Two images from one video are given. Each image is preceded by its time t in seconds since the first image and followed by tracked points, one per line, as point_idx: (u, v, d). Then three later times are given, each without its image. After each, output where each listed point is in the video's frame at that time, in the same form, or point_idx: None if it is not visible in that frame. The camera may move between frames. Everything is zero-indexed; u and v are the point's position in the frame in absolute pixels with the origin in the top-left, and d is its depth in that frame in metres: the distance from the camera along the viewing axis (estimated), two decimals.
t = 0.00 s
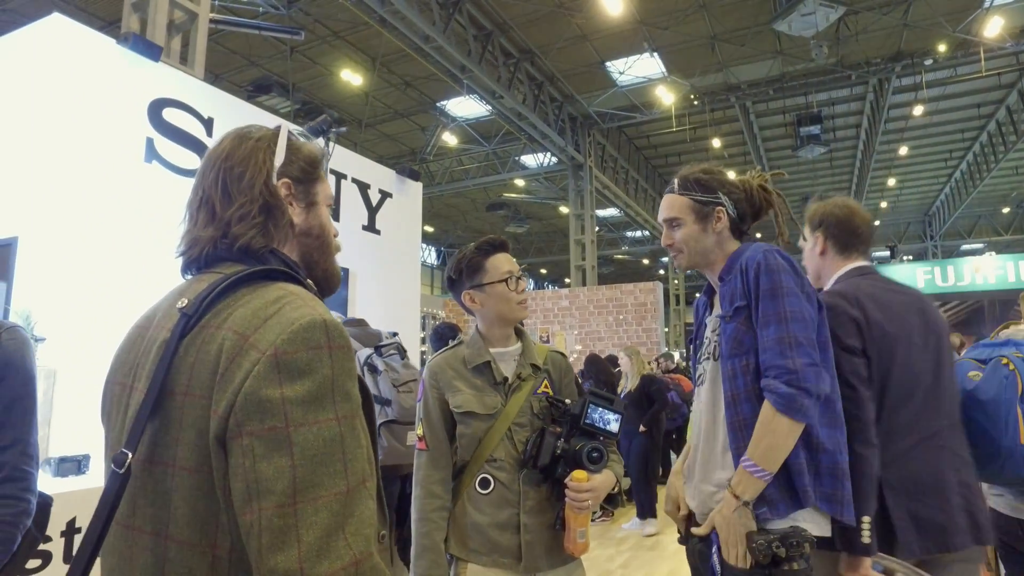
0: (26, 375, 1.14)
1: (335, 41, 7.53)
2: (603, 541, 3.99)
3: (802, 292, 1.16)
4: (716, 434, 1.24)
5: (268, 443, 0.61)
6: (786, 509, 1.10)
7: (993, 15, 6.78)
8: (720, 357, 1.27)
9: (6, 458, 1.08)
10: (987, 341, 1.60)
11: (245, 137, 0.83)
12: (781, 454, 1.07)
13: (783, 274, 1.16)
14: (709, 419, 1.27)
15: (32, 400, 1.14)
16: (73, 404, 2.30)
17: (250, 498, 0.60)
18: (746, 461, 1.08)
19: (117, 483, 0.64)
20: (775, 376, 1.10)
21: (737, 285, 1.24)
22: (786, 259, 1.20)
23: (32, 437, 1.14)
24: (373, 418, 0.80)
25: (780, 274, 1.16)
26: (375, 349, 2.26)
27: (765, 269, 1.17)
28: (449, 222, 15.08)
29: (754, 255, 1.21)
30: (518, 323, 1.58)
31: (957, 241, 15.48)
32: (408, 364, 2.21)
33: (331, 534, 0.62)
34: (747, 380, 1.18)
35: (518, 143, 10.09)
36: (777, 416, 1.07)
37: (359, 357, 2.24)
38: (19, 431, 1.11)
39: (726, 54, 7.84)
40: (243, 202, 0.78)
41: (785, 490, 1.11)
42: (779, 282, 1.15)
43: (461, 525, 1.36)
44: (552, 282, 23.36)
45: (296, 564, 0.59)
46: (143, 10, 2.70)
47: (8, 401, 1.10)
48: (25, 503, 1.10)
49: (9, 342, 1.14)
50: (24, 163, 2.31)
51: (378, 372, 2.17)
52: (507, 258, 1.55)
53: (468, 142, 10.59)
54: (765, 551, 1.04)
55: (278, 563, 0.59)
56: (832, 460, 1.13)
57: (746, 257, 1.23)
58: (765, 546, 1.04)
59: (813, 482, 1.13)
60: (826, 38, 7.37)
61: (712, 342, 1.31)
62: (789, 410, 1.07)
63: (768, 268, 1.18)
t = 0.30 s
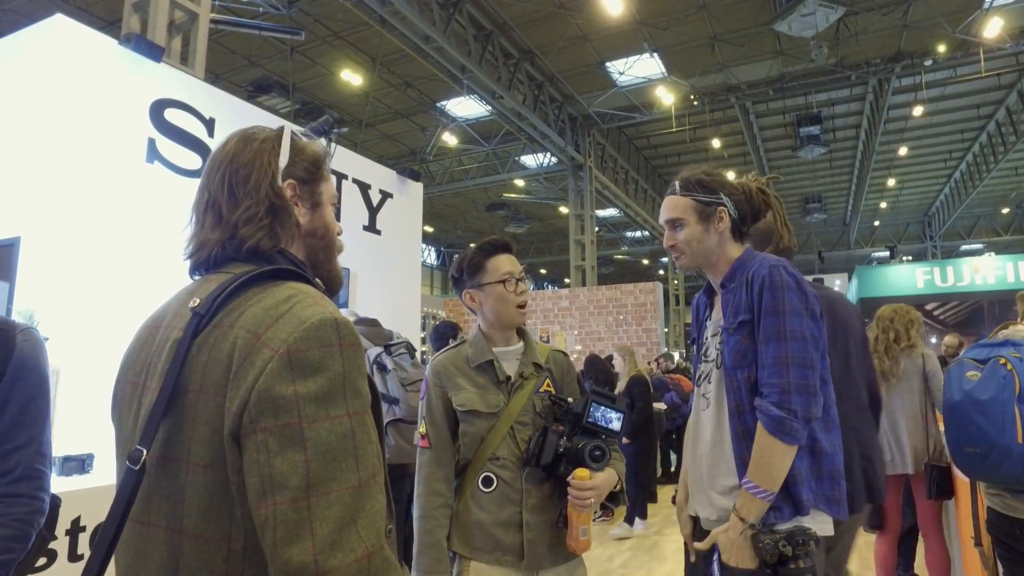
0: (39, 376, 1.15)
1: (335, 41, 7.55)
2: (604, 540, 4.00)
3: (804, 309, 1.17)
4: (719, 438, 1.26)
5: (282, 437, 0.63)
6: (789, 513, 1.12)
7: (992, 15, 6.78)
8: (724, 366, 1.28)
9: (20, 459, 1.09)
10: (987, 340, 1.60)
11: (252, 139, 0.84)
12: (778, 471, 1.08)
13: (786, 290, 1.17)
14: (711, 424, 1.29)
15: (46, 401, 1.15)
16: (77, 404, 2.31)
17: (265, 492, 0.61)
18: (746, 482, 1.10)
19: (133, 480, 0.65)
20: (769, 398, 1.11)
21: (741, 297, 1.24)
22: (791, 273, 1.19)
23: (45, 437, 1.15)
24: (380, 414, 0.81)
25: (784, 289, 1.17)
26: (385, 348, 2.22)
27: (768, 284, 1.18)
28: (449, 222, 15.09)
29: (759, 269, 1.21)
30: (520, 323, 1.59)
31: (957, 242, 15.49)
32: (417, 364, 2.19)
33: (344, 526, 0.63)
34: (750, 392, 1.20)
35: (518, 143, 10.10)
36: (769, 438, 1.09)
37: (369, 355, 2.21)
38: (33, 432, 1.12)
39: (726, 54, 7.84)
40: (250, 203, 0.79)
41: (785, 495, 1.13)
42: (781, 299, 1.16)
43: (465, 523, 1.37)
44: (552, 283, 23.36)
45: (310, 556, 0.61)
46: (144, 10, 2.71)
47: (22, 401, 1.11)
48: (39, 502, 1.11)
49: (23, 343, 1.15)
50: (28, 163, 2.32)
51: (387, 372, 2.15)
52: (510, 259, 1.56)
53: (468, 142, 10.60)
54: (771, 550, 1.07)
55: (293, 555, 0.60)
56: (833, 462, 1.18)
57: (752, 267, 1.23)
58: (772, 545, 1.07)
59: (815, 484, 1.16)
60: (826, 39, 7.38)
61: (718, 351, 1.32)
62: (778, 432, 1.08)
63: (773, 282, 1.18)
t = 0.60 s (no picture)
0: (29, 380, 1.15)
1: (334, 41, 7.55)
2: (600, 542, 4.00)
3: (801, 317, 1.17)
4: (712, 443, 1.26)
5: (264, 444, 0.62)
6: (783, 519, 1.13)
7: (991, 16, 6.79)
8: (718, 371, 1.27)
9: (9, 463, 1.09)
10: (981, 342, 1.60)
11: (244, 146, 0.84)
12: (776, 478, 1.08)
13: (784, 298, 1.17)
14: (704, 428, 1.29)
15: (33, 407, 1.15)
16: (74, 405, 2.30)
17: (245, 498, 0.61)
18: (742, 487, 1.10)
19: (115, 485, 0.64)
20: (768, 405, 1.10)
21: (738, 303, 1.24)
22: (788, 281, 1.19)
23: (35, 442, 1.15)
24: (366, 420, 0.81)
25: (782, 297, 1.17)
26: (388, 351, 2.19)
27: (767, 292, 1.17)
28: (448, 223, 15.08)
29: (757, 275, 1.21)
30: (514, 326, 1.59)
31: (956, 242, 15.50)
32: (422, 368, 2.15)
33: (325, 533, 0.63)
34: (743, 398, 1.19)
35: (517, 143, 10.10)
36: (771, 446, 1.08)
37: (373, 359, 2.18)
38: (19, 438, 1.12)
39: (725, 54, 7.85)
40: (240, 212, 0.79)
41: (779, 500, 1.13)
42: (781, 306, 1.16)
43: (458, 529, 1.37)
44: (552, 283, 23.35)
45: (291, 562, 0.60)
46: (142, 10, 2.71)
47: (12, 406, 1.11)
48: (28, 508, 1.10)
49: (13, 348, 1.15)
50: (25, 164, 2.33)
51: (390, 375, 2.10)
52: (506, 261, 1.56)
53: (467, 142, 10.60)
54: (763, 556, 1.07)
55: (272, 561, 0.60)
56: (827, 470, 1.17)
57: (749, 274, 1.23)
58: (764, 551, 1.08)
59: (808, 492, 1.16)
60: (826, 39, 7.38)
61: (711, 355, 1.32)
62: (780, 440, 1.08)
63: (771, 290, 1.18)
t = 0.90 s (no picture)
0: (22, 378, 1.15)
1: (334, 41, 7.55)
2: (598, 541, 4.00)
3: (800, 318, 1.17)
4: (706, 440, 1.26)
5: (256, 436, 0.62)
6: (774, 516, 1.13)
7: (991, 16, 6.78)
8: (713, 370, 1.27)
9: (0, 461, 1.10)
10: (980, 340, 1.60)
11: (240, 145, 0.84)
12: (774, 477, 1.08)
13: (784, 298, 1.17)
14: (698, 426, 1.29)
15: (25, 405, 1.14)
16: (71, 404, 2.30)
17: (239, 490, 0.61)
18: (737, 484, 1.10)
19: (108, 480, 0.64)
20: (771, 406, 1.10)
21: (737, 301, 1.24)
22: (788, 281, 1.20)
23: (27, 440, 1.15)
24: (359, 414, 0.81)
25: (781, 297, 1.17)
26: (388, 353, 2.16)
27: (767, 293, 1.17)
28: (448, 222, 15.08)
29: (757, 275, 1.21)
30: (509, 325, 1.59)
31: (955, 242, 15.50)
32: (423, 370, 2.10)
33: (319, 524, 0.63)
34: (738, 397, 1.20)
35: (517, 143, 10.10)
36: (769, 445, 1.08)
37: (372, 360, 2.15)
38: (12, 435, 1.12)
39: (725, 55, 7.85)
40: (232, 210, 0.79)
41: (773, 499, 1.13)
42: (780, 307, 1.16)
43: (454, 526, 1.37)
44: (552, 283, 23.35)
45: (285, 553, 0.60)
46: (142, 10, 2.70)
47: (3, 404, 1.11)
48: (18, 506, 1.11)
49: (6, 346, 1.15)
50: (23, 163, 2.33)
51: (390, 377, 2.07)
52: (502, 261, 1.57)
53: (467, 142, 10.60)
54: (755, 554, 1.08)
55: (267, 552, 0.60)
56: (822, 471, 1.17)
57: (747, 273, 1.23)
58: (756, 550, 1.08)
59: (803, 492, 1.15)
60: (825, 40, 7.38)
61: (706, 354, 1.32)
62: (784, 440, 1.08)
63: (770, 290, 1.18)
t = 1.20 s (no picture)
0: (12, 377, 1.15)
1: (334, 41, 7.54)
2: (597, 541, 4.00)
3: (800, 321, 1.16)
4: (701, 442, 1.25)
5: (248, 433, 0.62)
6: (769, 521, 1.12)
7: (992, 16, 6.76)
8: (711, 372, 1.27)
9: None
10: (982, 339, 1.59)
11: (233, 144, 0.84)
12: (770, 480, 1.07)
13: (783, 300, 1.16)
14: (694, 429, 1.28)
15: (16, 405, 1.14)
16: (68, 404, 2.29)
17: (231, 487, 0.61)
18: (732, 488, 1.09)
19: (97, 477, 0.64)
20: (769, 410, 1.09)
21: (735, 304, 1.23)
22: (787, 283, 1.19)
23: (16, 439, 1.15)
24: (353, 414, 0.81)
25: (781, 299, 1.16)
26: (386, 351, 2.14)
27: (767, 295, 1.16)
28: (448, 222, 15.08)
29: (755, 277, 1.20)
30: (504, 325, 1.59)
31: (956, 243, 15.48)
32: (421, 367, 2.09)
33: (310, 522, 0.62)
34: (736, 400, 1.19)
35: (517, 143, 10.10)
36: (766, 449, 1.07)
37: (370, 358, 2.13)
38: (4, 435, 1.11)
39: (725, 55, 7.85)
40: (225, 209, 0.79)
41: (768, 503, 1.12)
42: (781, 310, 1.15)
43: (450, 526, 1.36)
44: (552, 283, 23.34)
45: (275, 551, 0.60)
46: (142, 10, 2.69)
47: None
48: (8, 507, 1.11)
49: None
50: (20, 162, 2.32)
51: (388, 375, 2.05)
52: (497, 260, 1.56)
53: (467, 142, 10.59)
54: (749, 556, 1.08)
55: (257, 550, 0.59)
56: (820, 475, 1.16)
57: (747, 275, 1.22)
58: (750, 551, 1.08)
59: (801, 497, 1.15)
60: (826, 40, 7.37)
61: (704, 356, 1.31)
62: (780, 445, 1.07)
63: (770, 293, 1.17)
